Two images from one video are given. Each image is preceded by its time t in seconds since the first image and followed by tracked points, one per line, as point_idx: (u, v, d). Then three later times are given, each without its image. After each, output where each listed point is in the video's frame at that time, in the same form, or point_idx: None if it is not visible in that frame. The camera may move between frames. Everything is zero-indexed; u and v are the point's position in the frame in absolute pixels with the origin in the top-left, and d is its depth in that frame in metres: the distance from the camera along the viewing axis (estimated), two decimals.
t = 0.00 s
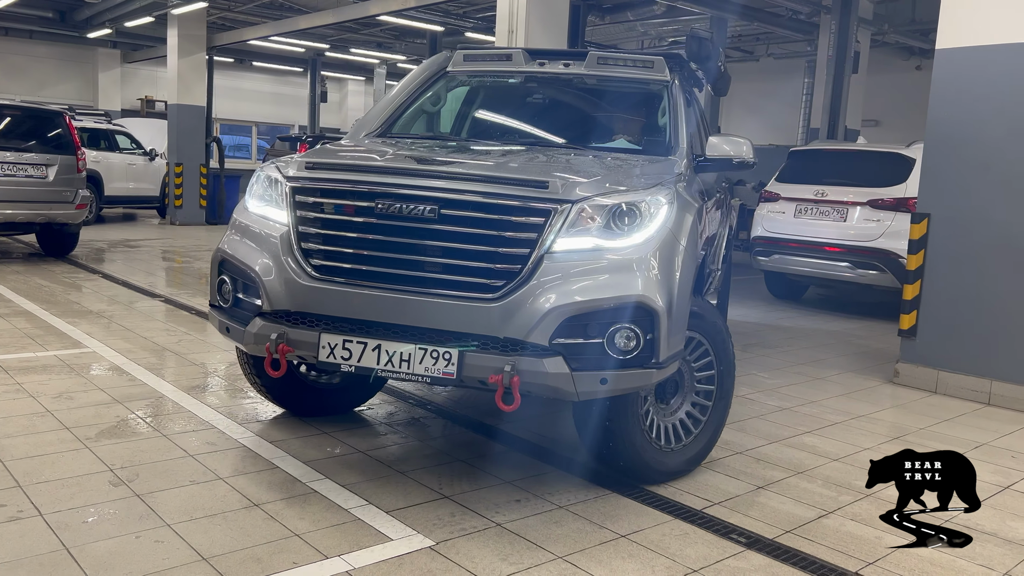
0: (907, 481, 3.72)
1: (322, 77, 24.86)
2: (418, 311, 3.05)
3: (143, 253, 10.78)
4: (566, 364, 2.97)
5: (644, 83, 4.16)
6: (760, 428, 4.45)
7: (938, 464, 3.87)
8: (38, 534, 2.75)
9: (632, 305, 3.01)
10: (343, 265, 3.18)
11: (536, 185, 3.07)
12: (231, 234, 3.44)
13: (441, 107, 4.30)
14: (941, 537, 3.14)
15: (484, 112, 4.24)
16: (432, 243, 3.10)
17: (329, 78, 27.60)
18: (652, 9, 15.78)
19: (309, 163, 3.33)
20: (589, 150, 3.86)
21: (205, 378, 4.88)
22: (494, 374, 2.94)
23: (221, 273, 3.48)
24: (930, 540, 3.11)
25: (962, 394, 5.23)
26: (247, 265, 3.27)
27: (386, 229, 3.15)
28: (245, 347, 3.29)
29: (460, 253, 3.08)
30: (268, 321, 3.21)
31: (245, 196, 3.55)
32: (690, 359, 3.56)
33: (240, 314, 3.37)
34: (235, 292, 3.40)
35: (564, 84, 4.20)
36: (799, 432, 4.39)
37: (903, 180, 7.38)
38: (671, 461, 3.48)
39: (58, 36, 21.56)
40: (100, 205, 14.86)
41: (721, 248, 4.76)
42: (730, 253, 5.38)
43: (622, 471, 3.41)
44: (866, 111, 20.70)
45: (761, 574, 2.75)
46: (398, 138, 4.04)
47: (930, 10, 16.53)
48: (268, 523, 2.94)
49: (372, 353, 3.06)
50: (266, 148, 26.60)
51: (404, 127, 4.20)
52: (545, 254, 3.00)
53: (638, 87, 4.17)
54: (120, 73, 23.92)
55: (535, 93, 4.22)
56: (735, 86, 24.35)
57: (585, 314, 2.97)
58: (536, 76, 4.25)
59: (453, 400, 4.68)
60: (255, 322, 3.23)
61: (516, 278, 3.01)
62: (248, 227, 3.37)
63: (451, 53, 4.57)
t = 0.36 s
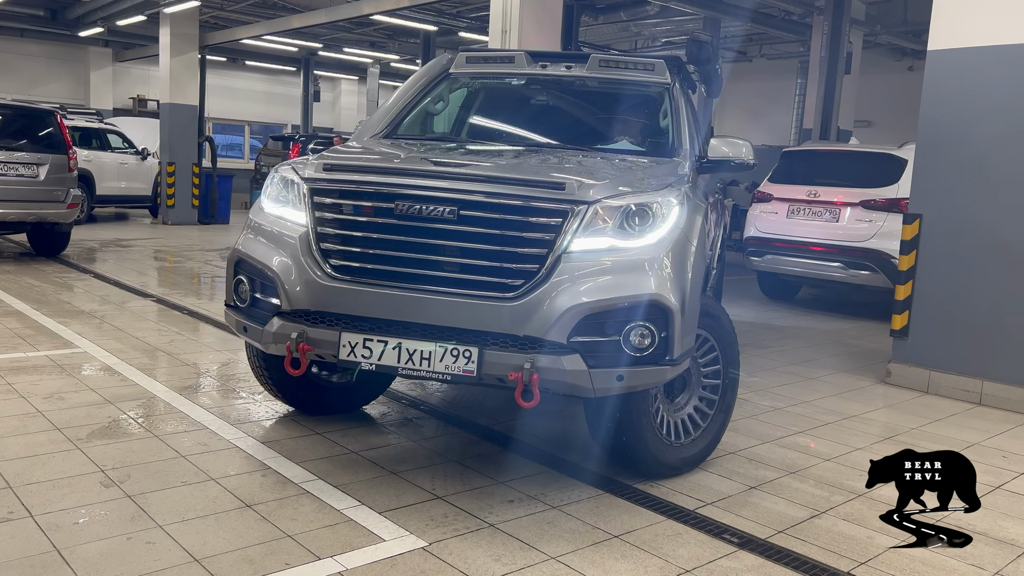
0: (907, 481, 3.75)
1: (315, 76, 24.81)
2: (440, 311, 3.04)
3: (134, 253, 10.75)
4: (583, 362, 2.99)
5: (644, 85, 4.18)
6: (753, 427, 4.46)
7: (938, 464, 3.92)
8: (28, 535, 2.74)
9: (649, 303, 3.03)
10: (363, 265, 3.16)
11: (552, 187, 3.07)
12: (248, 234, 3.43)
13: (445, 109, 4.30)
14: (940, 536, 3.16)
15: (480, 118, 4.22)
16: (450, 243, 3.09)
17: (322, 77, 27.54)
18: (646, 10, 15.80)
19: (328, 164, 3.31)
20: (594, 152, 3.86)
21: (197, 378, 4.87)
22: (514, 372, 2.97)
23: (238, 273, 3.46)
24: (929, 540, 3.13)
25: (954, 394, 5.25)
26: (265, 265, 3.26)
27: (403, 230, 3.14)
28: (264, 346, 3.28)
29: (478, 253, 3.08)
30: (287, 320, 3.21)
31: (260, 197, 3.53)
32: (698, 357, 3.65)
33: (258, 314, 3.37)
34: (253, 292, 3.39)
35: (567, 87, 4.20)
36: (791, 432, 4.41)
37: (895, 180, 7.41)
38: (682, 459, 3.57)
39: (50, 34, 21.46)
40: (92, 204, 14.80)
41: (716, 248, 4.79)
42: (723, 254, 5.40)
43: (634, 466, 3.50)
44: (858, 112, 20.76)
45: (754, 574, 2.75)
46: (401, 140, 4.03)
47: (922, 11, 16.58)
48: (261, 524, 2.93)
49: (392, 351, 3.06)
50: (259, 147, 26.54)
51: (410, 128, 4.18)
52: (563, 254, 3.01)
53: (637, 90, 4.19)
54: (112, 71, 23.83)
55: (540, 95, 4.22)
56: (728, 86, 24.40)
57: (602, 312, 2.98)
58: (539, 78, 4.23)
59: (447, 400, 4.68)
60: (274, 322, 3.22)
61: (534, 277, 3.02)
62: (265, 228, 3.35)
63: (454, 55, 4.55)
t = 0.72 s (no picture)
0: (907, 481, 3.78)
1: (309, 76, 24.78)
2: (460, 310, 3.04)
3: (127, 253, 10.71)
4: (599, 359, 2.99)
5: (643, 88, 4.20)
6: (746, 428, 4.48)
7: (938, 464, 3.95)
8: (19, 537, 2.73)
9: (663, 301, 3.05)
10: (381, 265, 3.15)
11: (567, 188, 3.07)
12: (263, 234, 3.41)
13: (448, 111, 4.30)
14: (941, 537, 3.17)
15: (476, 124, 4.21)
16: (466, 243, 3.09)
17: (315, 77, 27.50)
18: (640, 11, 15.83)
19: (344, 165, 3.29)
20: (597, 153, 3.86)
21: (190, 378, 4.86)
22: (531, 369, 2.97)
23: (254, 273, 3.45)
24: (930, 540, 3.14)
25: (946, 394, 5.27)
26: (281, 264, 3.24)
27: (419, 230, 3.14)
28: (281, 346, 3.27)
29: (493, 253, 3.08)
30: (304, 319, 3.19)
31: (275, 198, 3.51)
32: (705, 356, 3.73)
33: (274, 314, 3.35)
34: (269, 292, 3.37)
35: (569, 90, 4.21)
36: (784, 433, 4.42)
37: (887, 182, 7.43)
38: (682, 460, 3.65)
39: (42, 33, 21.40)
40: (84, 204, 14.76)
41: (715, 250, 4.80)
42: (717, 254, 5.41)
43: (640, 460, 3.55)
44: (851, 113, 20.82)
45: (746, 574, 2.76)
46: (406, 140, 4.02)
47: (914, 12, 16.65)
48: (253, 525, 2.92)
49: (411, 349, 3.06)
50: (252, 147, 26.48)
51: (414, 129, 4.18)
52: (579, 254, 3.01)
53: (637, 92, 4.20)
54: (104, 70, 23.75)
55: (542, 98, 4.22)
56: (722, 87, 24.45)
57: (617, 310, 2.99)
58: (540, 80, 4.25)
59: (442, 401, 4.68)
60: (291, 321, 3.21)
61: (550, 277, 3.02)
62: (282, 229, 3.33)
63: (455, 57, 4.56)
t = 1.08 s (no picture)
0: (907, 481, 3.81)
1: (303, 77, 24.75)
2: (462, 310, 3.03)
3: (120, 254, 10.67)
4: (599, 359, 2.99)
5: (638, 90, 4.20)
6: (740, 429, 4.48)
7: (938, 465, 4.00)
8: (11, 539, 2.72)
9: (664, 301, 3.05)
10: (382, 265, 3.14)
11: (568, 189, 3.07)
12: (264, 234, 3.40)
13: (445, 113, 4.30)
14: (941, 537, 3.20)
15: (471, 127, 4.21)
16: (466, 244, 3.09)
17: (310, 78, 27.47)
18: (634, 13, 15.88)
19: (345, 166, 3.29)
20: (594, 155, 3.86)
21: (184, 380, 4.85)
22: (532, 369, 2.97)
23: (254, 274, 3.44)
24: (930, 540, 3.16)
25: (939, 396, 5.29)
26: (282, 264, 3.22)
27: (419, 231, 3.13)
28: (282, 347, 3.25)
29: (494, 254, 3.08)
30: (306, 320, 3.18)
31: (275, 199, 3.50)
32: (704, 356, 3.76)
33: (275, 314, 3.34)
34: (269, 292, 3.36)
35: (566, 92, 4.22)
36: (778, 434, 4.43)
37: (881, 184, 7.46)
38: (680, 458, 3.64)
39: (35, 33, 21.32)
40: (78, 205, 14.72)
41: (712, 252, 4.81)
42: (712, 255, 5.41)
43: (641, 459, 3.58)
44: (845, 115, 20.90)
45: (740, 575, 2.77)
46: (403, 141, 4.01)
47: (907, 15, 16.73)
48: (247, 527, 2.91)
49: (412, 350, 3.06)
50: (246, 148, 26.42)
51: (412, 131, 4.17)
52: (579, 254, 3.01)
53: (635, 94, 4.20)
54: (97, 71, 23.67)
55: (539, 101, 4.22)
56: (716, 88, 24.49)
57: (617, 309, 2.99)
58: (537, 83, 4.26)
59: (436, 402, 4.68)
60: (293, 322, 3.19)
61: (551, 277, 3.02)
62: (282, 230, 3.32)
63: (454, 60, 4.55)
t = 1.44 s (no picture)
0: (908, 481, 3.82)
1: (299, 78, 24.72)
2: (460, 311, 3.03)
3: (115, 256, 10.64)
4: (596, 359, 2.99)
5: (633, 91, 4.20)
6: (736, 430, 4.49)
7: (938, 464, 4.00)
8: (6, 541, 2.71)
9: (661, 300, 3.05)
10: (379, 266, 3.14)
11: (564, 189, 3.08)
12: (259, 236, 3.40)
13: (441, 114, 4.31)
14: (941, 537, 3.21)
15: (468, 128, 4.21)
16: (463, 244, 3.09)
17: (305, 80, 27.45)
18: (629, 15, 15.89)
19: (341, 167, 3.28)
20: (589, 155, 3.86)
21: (179, 381, 4.84)
22: (529, 369, 2.97)
23: (250, 276, 3.43)
24: (930, 540, 3.18)
25: (934, 397, 5.30)
26: (278, 266, 3.22)
27: (416, 232, 3.13)
28: (279, 349, 3.25)
29: (491, 254, 3.08)
30: (302, 322, 3.18)
31: (271, 201, 3.50)
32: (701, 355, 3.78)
33: (272, 316, 3.33)
34: (266, 294, 3.35)
35: (561, 93, 4.22)
36: (775, 435, 4.43)
37: (876, 186, 7.48)
38: (678, 457, 3.64)
39: (30, 34, 21.27)
40: (72, 206, 14.67)
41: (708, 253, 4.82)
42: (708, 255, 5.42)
43: (643, 458, 3.62)
44: (839, 117, 20.95)
45: None
46: (398, 143, 4.01)
47: (901, 17, 16.79)
48: (243, 529, 2.91)
49: (409, 350, 3.06)
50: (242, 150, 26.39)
51: (407, 132, 4.18)
52: (576, 254, 3.02)
53: (630, 95, 4.21)
54: (92, 72, 23.63)
55: (535, 102, 4.23)
56: (711, 90, 24.53)
57: (614, 309, 2.99)
58: (532, 84, 4.26)
59: (432, 404, 4.67)
60: (289, 323, 3.19)
61: (548, 278, 3.02)
62: (278, 232, 3.32)
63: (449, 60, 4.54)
